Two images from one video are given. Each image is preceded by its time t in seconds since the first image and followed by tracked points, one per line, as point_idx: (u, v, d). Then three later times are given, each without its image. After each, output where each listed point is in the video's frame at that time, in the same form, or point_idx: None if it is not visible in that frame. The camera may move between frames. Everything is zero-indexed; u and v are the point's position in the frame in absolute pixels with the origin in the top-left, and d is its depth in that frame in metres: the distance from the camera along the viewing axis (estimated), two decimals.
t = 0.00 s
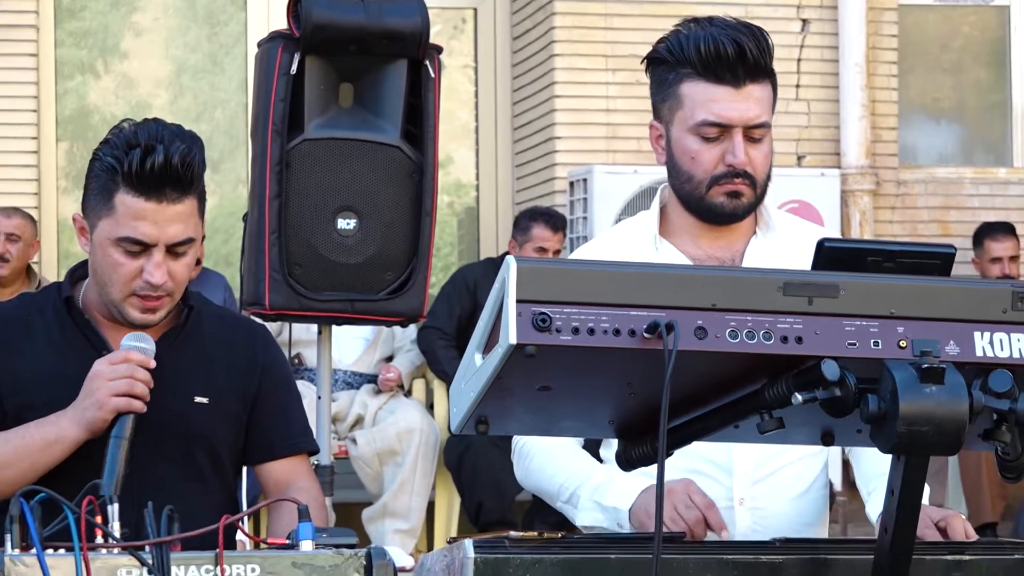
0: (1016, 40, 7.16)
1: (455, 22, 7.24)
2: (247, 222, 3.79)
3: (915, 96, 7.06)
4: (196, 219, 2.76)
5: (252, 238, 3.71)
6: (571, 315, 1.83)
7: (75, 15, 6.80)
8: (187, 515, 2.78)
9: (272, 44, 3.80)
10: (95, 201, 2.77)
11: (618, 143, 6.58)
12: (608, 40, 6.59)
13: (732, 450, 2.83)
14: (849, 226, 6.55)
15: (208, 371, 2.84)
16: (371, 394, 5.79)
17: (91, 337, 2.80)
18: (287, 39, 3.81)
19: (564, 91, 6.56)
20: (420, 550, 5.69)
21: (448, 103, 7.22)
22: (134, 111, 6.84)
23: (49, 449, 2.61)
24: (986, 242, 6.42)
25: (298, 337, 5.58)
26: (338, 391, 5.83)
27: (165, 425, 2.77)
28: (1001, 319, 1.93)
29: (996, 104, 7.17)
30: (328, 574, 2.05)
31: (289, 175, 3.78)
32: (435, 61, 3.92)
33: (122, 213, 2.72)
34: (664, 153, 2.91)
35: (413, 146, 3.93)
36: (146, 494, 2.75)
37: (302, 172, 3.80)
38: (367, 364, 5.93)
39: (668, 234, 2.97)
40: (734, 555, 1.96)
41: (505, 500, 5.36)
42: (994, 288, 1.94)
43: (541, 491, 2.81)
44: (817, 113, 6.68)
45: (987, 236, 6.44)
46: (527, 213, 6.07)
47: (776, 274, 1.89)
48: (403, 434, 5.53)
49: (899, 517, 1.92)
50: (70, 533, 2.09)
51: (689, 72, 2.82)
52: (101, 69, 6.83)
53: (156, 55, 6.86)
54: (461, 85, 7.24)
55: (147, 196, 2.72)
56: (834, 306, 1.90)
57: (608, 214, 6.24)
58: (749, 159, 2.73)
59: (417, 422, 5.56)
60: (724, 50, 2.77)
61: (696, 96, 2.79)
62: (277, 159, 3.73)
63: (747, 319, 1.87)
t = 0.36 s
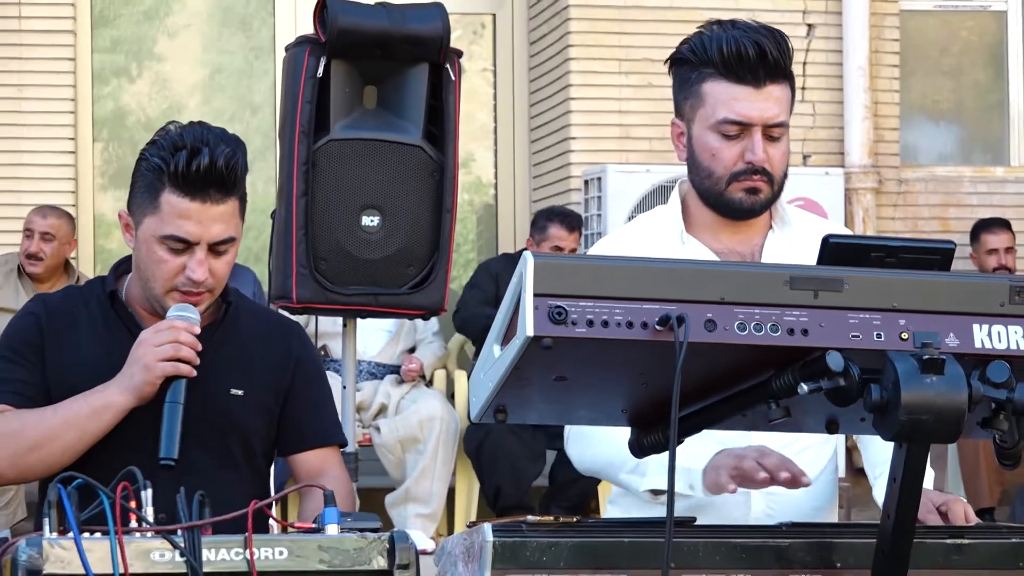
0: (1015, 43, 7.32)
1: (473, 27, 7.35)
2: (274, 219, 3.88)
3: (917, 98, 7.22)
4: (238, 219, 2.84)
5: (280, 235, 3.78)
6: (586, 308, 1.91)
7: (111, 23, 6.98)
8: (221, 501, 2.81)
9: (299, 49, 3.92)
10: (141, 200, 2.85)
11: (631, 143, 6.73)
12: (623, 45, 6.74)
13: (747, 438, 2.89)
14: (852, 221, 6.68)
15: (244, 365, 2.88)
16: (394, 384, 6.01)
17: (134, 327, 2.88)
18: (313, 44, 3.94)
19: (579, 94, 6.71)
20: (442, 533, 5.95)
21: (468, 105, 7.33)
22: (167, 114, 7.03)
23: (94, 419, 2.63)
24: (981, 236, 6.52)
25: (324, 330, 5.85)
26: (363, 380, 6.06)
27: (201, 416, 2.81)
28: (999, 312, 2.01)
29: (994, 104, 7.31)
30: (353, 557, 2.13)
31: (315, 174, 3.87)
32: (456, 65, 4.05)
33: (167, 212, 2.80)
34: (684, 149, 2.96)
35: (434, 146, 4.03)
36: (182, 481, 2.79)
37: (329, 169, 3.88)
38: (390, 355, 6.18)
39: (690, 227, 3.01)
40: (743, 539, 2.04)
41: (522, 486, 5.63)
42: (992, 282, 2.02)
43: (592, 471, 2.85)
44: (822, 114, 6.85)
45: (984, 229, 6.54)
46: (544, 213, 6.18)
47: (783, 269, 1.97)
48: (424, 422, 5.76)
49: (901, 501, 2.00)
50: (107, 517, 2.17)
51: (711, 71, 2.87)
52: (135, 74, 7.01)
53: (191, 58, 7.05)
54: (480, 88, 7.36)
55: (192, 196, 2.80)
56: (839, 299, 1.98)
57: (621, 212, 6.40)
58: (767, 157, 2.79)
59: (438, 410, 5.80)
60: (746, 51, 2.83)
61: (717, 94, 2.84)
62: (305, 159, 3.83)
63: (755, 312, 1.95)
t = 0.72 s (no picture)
0: (1008, 52, 7.45)
1: (488, 35, 7.50)
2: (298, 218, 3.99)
3: (915, 103, 7.35)
4: (269, 218, 2.94)
5: (303, 233, 3.91)
6: (596, 305, 2.00)
7: (139, 31, 7.14)
8: (249, 489, 2.90)
9: (321, 56, 4.00)
10: (177, 200, 2.95)
11: (639, 147, 6.83)
12: (631, 50, 6.86)
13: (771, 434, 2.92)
14: (852, 222, 6.85)
15: (273, 360, 2.98)
16: (412, 377, 6.16)
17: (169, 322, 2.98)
18: (335, 51, 4.02)
19: (590, 99, 6.81)
20: (456, 521, 6.05)
21: (482, 110, 7.44)
22: (194, 119, 7.16)
23: (127, 405, 2.72)
24: (975, 232, 6.84)
25: (346, 325, 6.05)
26: (382, 373, 6.19)
27: (232, 407, 2.90)
28: (994, 308, 2.09)
29: (988, 110, 7.44)
30: (373, 544, 2.19)
31: (336, 176, 3.97)
32: (472, 71, 4.12)
33: (201, 210, 2.90)
34: (709, 153, 3.00)
35: (451, 148, 4.12)
36: (212, 470, 2.88)
37: (349, 172, 3.99)
38: (409, 350, 6.31)
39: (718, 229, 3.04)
40: (746, 526, 2.13)
41: (536, 475, 5.77)
42: (987, 280, 2.09)
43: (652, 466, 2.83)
44: (824, 117, 6.98)
45: (976, 230, 6.87)
46: (557, 211, 6.29)
47: (785, 267, 2.05)
48: (441, 414, 5.86)
49: (899, 490, 2.09)
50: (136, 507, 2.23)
51: (739, 80, 2.91)
52: (164, 80, 7.15)
53: (219, 67, 7.18)
54: (495, 93, 7.47)
55: (225, 195, 2.90)
56: (838, 296, 2.06)
57: (630, 214, 6.61)
58: (793, 166, 2.84)
59: (455, 403, 5.89)
60: (776, 62, 2.86)
61: (744, 104, 2.88)
62: (328, 161, 3.94)
63: (759, 308, 2.04)
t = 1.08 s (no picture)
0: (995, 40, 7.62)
1: (493, 27, 7.61)
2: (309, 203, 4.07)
3: (903, 91, 7.49)
4: (285, 195, 3.04)
5: (316, 216, 3.99)
6: (597, 285, 2.08)
7: (159, 22, 7.22)
8: (268, 460, 2.99)
9: (333, 47, 4.09)
10: (196, 179, 3.05)
11: (639, 133, 7.04)
12: (629, 42, 7.07)
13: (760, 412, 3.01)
14: (843, 205, 7.01)
15: (290, 337, 3.07)
16: (422, 354, 6.27)
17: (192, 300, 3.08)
18: (346, 41, 4.10)
19: (591, 88, 7.04)
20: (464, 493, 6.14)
21: (488, 98, 7.57)
22: (211, 106, 7.25)
23: (154, 372, 2.81)
24: (959, 215, 7.01)
25: (357, 305, 6.18)
26: (392, 351, 6.30)
27: (251, 382, 3.00)
28: (980, 289, 2.17)
29: (975, 98, 7.59)
30: (382, 515, 2.27)
31: (347, 161, 4.06)
32: (478, 61, 4.22)
33: (219, 187, 3.00)
34: (713, 138, 3.08)
35: (457, 135, 4.23)
36: (233, 442, 2.98)
37: (359, 157, 4.08)
38: (418, 329, 6.38)
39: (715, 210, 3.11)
40: (742, 498, 2.22)
41: (540, 447, 5.91)
42: (973, 261, 2.18)
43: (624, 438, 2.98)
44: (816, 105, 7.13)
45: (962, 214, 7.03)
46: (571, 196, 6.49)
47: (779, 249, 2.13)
48: (449, 390, 5.99)
49: (889, 463, 2.16)
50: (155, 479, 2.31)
51: (746, 72, 2.99)
52: (182, 70, 7.24)
53: (236, 57, 7.27)
54: (500, 82, 7.60)
55: (242, 172, 3.00)
56: (829, 277, 2.14)
57: (631, 196, 6.72)
58: (793, 156, 2.93)
59: (461, 379, 6.01)
60: (781, 55, 2.95)
61: (749, 94, 2.96)
62: (339, 148, 4.02)
63: (754, 289, 2.12)
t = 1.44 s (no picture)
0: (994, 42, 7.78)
1: (511, 31, 7.77)
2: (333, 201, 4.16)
3: (906, 92, 7.64)
4: (308, 193, 3.13)
5: (341, 215, 4.07)
6: (612, 280, 2.17)
7: (190, 27, 7.38)
8: (294, 449, 3.09)
9: (357, 51, 4.18)
10: (224, 179, 3.15)
11: (651, 133, 7.17)
12: (644, 45, 7.19)
13: (754, 401, 3.12)
14: (848, 204, 7.15)
15: (316, 329, 3.17)
16: (442, 346, 6.37)
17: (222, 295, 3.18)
18: (370, 45, 4.19)
19: (606, 90, 7.15)
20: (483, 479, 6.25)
21: (506, 100, 7.72)
22: (240, 109, 7.44)
23: (186, 365, 2.91)
24: (959, 213, 7.14)
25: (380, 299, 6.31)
26: (414, 343, 6.39)
27: (279, 373, 3.10)
28: (980, 283, 2.25)
29: (974, 99, 7.75)
30: (405, 500, 2.35)
31: (371, 161, 4.16)
32: (496, 64, 4.34)
33: (247, 186, 3.09)
34: (713, 140, 3.17)
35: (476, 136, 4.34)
36: (260, 431, 3.07)
37: (384, 158, 4.18)
38: (438, 321, 6.49)
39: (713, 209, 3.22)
40: (752, 484, 2.29)
41: (556, 436, 6.01)
42: (973, 257, 2.26)
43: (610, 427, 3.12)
44: (822, 108, 7.26)
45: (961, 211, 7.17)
46: (590, 192, 6.63)
47: (786, 245, 2.22)
48: (469, 380, 6.10)
49: (892, 450, 2.24)
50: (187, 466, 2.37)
51: (741, 76, 3.07)
52: (212, 72, 7.39)
53: (261, 61, 7.45)
54: (518, 85, 7.76)
55: (268, 171, 3.10)
56: (835, 272, 2.22)
57: (643, 194, 6.93)
58: (787, 157, 3.02)
59: (480, 369, 6.13)
60: (774, 60, 3.03)
61: (745, 98, 3.05)
62: (363, 147, 4.12)
63: (762, 283, 2.21)
